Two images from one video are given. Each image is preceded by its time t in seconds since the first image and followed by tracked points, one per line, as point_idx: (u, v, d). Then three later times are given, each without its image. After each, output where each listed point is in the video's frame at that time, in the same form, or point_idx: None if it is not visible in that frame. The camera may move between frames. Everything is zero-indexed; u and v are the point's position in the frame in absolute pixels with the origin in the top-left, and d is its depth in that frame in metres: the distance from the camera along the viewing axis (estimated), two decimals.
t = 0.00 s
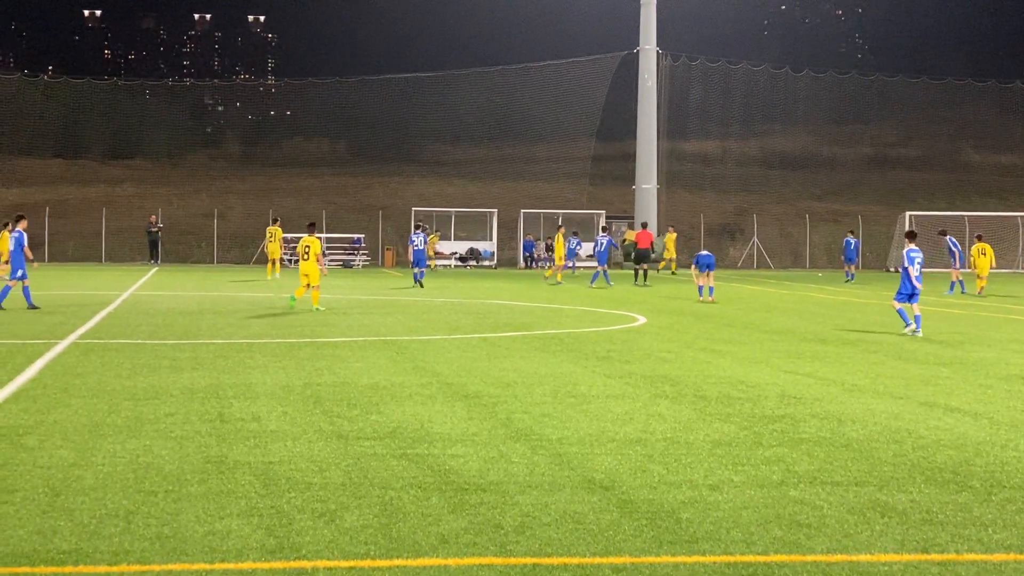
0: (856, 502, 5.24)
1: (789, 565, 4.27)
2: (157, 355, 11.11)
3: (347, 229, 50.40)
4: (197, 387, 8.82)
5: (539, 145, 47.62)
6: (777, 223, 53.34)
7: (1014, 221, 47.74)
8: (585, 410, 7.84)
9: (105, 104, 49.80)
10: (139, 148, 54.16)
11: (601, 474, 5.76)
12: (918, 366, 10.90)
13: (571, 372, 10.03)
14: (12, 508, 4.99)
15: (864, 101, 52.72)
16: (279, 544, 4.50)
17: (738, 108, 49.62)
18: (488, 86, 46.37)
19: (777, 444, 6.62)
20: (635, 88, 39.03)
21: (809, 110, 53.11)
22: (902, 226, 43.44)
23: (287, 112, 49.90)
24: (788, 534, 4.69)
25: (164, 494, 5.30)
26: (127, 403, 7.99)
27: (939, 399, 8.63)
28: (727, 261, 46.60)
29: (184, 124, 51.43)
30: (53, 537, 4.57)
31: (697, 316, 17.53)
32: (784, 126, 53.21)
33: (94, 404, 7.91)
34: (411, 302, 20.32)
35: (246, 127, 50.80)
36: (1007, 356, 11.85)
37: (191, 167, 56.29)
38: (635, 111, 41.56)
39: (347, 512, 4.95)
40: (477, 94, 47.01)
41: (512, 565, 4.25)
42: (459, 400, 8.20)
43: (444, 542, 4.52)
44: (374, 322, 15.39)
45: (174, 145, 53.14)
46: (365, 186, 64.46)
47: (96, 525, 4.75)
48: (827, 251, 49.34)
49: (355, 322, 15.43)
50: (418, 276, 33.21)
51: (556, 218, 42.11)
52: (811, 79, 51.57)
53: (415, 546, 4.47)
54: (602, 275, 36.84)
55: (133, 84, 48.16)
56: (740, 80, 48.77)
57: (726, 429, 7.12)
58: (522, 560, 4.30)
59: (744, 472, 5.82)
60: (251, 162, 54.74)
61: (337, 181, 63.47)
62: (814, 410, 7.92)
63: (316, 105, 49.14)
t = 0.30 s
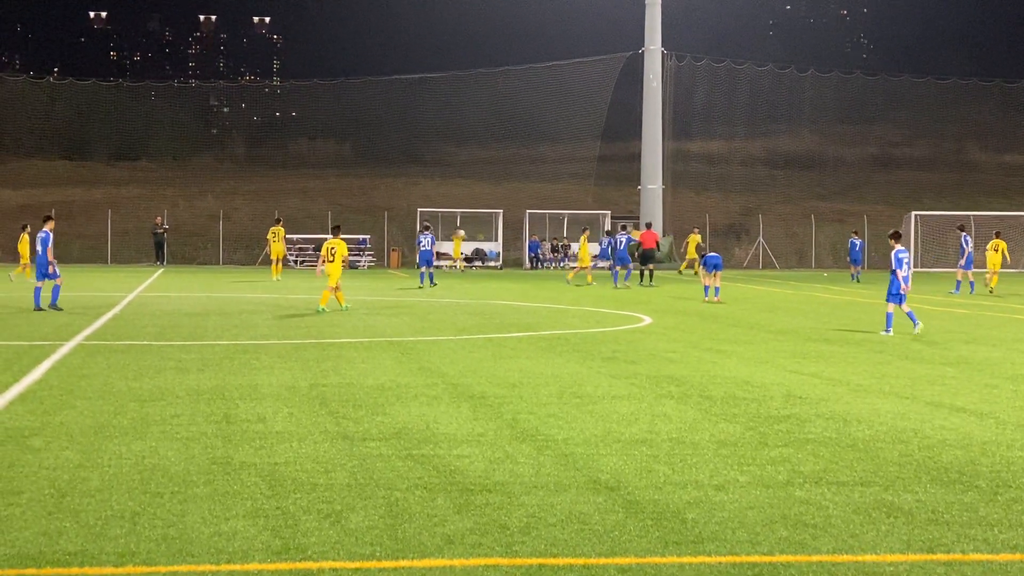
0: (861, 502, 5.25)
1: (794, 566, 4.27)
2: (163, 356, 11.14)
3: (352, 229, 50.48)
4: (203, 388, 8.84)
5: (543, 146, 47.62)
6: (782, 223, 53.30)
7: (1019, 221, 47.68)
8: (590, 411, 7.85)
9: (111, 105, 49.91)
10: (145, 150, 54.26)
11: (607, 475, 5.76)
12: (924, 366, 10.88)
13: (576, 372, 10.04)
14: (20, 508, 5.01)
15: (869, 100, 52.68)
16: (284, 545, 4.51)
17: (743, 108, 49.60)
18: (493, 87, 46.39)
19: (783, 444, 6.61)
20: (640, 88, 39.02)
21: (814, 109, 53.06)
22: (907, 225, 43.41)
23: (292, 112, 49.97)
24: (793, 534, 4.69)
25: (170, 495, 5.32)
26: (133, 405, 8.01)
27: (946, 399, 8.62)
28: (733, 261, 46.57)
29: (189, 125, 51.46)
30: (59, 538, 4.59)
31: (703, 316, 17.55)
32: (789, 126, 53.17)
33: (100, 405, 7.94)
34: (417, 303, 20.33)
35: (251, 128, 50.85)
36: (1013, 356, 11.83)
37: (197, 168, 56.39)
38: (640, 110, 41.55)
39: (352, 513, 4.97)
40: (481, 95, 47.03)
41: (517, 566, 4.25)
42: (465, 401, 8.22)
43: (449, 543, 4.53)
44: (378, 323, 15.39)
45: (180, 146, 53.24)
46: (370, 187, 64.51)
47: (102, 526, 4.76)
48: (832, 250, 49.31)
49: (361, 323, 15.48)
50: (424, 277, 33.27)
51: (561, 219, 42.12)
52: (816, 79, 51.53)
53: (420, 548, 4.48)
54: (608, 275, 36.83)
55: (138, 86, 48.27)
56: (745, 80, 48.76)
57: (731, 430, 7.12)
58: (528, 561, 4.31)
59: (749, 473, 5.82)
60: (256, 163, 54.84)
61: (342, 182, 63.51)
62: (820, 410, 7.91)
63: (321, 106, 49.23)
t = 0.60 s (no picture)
0: (864, 503, 5.24)
1: (795, 566, 4.28)
2: (164, 358, 11.14)
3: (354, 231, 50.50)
4: (204, 390, 8.85)
5: (545, 147, 47.60)
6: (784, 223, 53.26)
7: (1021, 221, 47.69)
8: (593, 412, 7.84)
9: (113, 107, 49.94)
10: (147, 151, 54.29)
11: (608, 475, 5.76)
12: (926, 366, 10.88)
13: (578, 373, 10.03)
14: (21, 511, 5.02)
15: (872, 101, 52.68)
16: (286, 547, 4.51)
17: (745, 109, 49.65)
18: (495, 87, 46.41)
19: (785, 445, 6.61)
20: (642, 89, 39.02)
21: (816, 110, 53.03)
22: (909, 226, 43.41)
23: (294, 114, 50.01)
24: (795, 534, 4.70)
25: (172, 497, 5.31)
26: (135, 406, 8.02)
27: (947, 399, 8.63)
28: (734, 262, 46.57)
29: (191, 127, 51.49)
30: (61, 539, 4.60)
31: (706, 317, 17.52)
32: (791, 127, 53.17)
33: (102, 407, 7.94)
34: (419, 304, 20.31)
35: (253, 130, 50.88)
36: (1015, 356, 11.84)
37: (198, 169, 56.37)
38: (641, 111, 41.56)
39: (355, 515, 4.97)
40: (483, 96, 47.06)
41: (519, 567, 4.25)
42: (467, 402, 8.21)
43: (451, 544, 4.53)
44: (379, 325, 15.39)
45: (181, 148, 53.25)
46: (371, 189, 64.49)
47: (104, 528, 4.77)
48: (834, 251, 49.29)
49: (363, 324, 15.45)
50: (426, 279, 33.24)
51: (563, 220, 42.15)
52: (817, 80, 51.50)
53: (423, 548, 4.48)
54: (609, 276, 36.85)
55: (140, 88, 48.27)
56: (747, 81, 48.83)
57: (733, 430, 7.12)
58: (531, 562, 4.31)
59: (752, 474, 5.81)
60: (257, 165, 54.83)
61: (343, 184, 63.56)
62: (822, 411, 7.90)
63: (323, 108, 49.28)
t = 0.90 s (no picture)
0: (863, 504, 5.23)
1: (795, 567, 4.28)
2: (164, 360, 11.16)
3: (354, 233, 50.53)
4: (204, 392, 8.85)
5: (544, 149, 47.63)
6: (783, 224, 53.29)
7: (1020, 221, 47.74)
8: (592, 413, 7.84)
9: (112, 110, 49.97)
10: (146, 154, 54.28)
11: (608, 477, 5.76)
12: (925, 367, 10.89)
13: (577, 375, 10.03)
14: (20, 514, 5.02)
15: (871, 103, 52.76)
16: (286, 549, 4.51)
17: (743, 111, 49.72)
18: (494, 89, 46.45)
19: (784, 446, 6.62)
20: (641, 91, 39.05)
21: (814, 112, 53.09)
22: (908, 227, 43.44)
23: (293, 116, 50.02)
24: (796, 536, 4.70)
25: (171, 500, 5.32)
26: (134, 409, 8.02)
27: (947, 400, 8.64)
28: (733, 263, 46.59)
29: (190, 129, 51.48)
30: (60, 543, 4.60)
31: (705, 318, 17.55)
32: (789, 128, 53.23)
33: (101, 410, 7.94)
34: (418, 306, 20.32)
35: (252, 132, 50.88)
36: (1014, 357, 11.88)
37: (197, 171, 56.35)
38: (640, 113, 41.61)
39: (355, 517, 4.97)
40: (482, 99, 47.11)
41: (519, 569, 4.25)
42: (467, 404, 8.21)
43: (451, 546, 4.53)
44: (379, 327, 15.38)
45: (181, 150, 53.26)
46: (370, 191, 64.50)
47: (103, 531, 4.77)
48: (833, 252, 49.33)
49: (362, 326, 15.47)
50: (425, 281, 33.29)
51: (562, 221, 42.20)
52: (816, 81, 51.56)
53: (423, 551, 4.48)
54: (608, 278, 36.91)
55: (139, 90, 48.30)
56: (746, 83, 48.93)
57: (732, 432, 7.12)
58: (530, 564, 4.31)
59: (751, 476, 5.81)
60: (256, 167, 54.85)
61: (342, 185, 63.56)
62: (820, 412, 7.91)
63: (322, 110, 49.31)
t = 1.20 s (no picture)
0: (860, 506, 5.24)
1: (792, 569, 4.29)
2: (161, 363, 11.15)
3: (350, 235, 50.49)
4: (200, 395, 8.85)
5: (540, 151, 47.67)
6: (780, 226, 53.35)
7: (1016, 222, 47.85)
8: (588, 415, 7.85)
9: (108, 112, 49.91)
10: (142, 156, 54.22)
11: (604, 479, 5.76)
12: (922, 369, 10.92)
13: (573, 377, 10.03)
14: (17, 517, 5.02)
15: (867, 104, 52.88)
16: (282, 552, 4.51)
17: (739, 113, 49.82)
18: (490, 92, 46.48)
19: (781, 448, 6.62)
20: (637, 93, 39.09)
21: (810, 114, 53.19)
22: (905, 228, 43.53)
23: (290, 118, 50.00)
24: (792, 538, 4.70)
25: (167, 503, 5.31)
26: (131, 412, 8.00)
27: (944, 401, 8.64)
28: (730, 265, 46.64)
29: (187, 131, 51.43)
30: (57, 546, 4.59)
31: (702, 320, 17.56)
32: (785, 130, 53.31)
33: (97, 413, 7.93)
34: (415, 308, 20.30)
35: (249, 134, 50.84)
36: (1010, 358, 11.90)
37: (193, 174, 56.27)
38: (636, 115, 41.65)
39: (351, 519, 4.98)
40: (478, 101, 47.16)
41: (516, 571, 4.25)
42: (464, 406, 8.21)
43: (447, 548, 4.54)
44: (376, 329, 15.37)
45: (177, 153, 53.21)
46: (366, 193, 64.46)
47: (100, 534, 4.76)
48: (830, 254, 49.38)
49: (359, 329, 15.44)
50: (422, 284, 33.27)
51: (558, 223, 42.22)
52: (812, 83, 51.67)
53: (419, 553, 4.48)
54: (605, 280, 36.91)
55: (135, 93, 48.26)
56: (742, 85, 49.05)
57: (728, 433, 7.12)
58: (526, 566, 4.31)
59: (747, 477, 5.82)
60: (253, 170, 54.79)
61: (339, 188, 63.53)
62: (817, 413, 7.92)
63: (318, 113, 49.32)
